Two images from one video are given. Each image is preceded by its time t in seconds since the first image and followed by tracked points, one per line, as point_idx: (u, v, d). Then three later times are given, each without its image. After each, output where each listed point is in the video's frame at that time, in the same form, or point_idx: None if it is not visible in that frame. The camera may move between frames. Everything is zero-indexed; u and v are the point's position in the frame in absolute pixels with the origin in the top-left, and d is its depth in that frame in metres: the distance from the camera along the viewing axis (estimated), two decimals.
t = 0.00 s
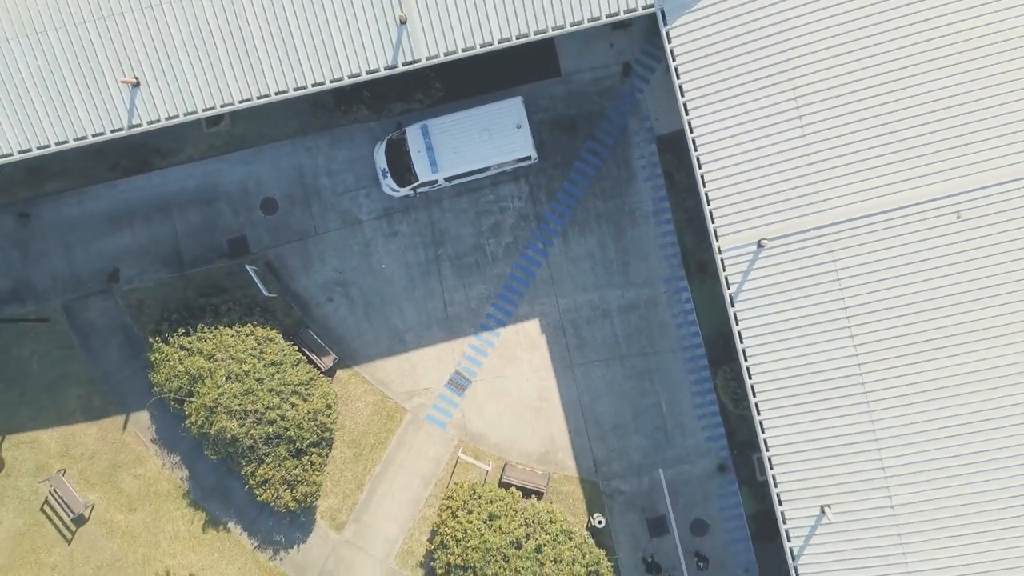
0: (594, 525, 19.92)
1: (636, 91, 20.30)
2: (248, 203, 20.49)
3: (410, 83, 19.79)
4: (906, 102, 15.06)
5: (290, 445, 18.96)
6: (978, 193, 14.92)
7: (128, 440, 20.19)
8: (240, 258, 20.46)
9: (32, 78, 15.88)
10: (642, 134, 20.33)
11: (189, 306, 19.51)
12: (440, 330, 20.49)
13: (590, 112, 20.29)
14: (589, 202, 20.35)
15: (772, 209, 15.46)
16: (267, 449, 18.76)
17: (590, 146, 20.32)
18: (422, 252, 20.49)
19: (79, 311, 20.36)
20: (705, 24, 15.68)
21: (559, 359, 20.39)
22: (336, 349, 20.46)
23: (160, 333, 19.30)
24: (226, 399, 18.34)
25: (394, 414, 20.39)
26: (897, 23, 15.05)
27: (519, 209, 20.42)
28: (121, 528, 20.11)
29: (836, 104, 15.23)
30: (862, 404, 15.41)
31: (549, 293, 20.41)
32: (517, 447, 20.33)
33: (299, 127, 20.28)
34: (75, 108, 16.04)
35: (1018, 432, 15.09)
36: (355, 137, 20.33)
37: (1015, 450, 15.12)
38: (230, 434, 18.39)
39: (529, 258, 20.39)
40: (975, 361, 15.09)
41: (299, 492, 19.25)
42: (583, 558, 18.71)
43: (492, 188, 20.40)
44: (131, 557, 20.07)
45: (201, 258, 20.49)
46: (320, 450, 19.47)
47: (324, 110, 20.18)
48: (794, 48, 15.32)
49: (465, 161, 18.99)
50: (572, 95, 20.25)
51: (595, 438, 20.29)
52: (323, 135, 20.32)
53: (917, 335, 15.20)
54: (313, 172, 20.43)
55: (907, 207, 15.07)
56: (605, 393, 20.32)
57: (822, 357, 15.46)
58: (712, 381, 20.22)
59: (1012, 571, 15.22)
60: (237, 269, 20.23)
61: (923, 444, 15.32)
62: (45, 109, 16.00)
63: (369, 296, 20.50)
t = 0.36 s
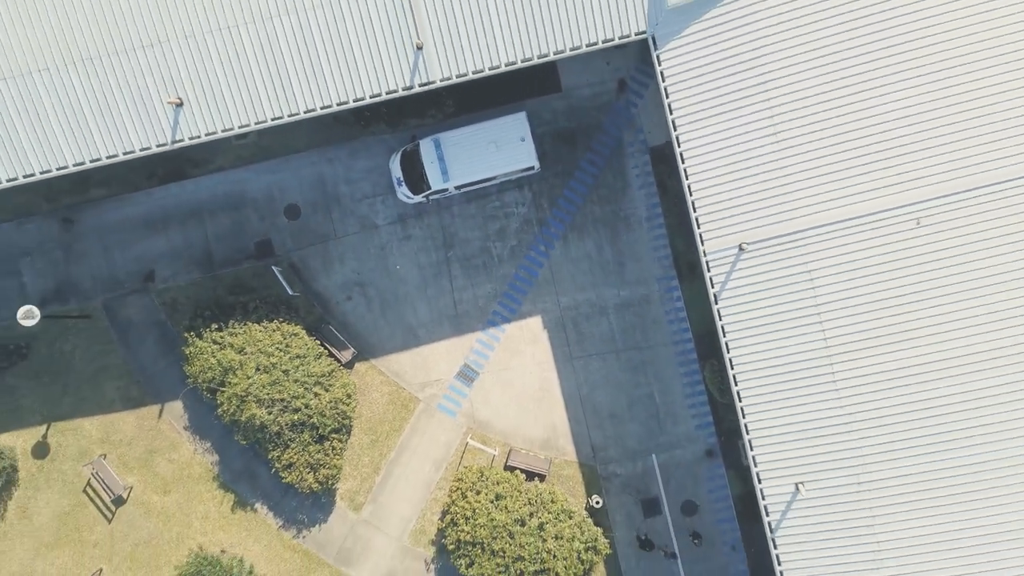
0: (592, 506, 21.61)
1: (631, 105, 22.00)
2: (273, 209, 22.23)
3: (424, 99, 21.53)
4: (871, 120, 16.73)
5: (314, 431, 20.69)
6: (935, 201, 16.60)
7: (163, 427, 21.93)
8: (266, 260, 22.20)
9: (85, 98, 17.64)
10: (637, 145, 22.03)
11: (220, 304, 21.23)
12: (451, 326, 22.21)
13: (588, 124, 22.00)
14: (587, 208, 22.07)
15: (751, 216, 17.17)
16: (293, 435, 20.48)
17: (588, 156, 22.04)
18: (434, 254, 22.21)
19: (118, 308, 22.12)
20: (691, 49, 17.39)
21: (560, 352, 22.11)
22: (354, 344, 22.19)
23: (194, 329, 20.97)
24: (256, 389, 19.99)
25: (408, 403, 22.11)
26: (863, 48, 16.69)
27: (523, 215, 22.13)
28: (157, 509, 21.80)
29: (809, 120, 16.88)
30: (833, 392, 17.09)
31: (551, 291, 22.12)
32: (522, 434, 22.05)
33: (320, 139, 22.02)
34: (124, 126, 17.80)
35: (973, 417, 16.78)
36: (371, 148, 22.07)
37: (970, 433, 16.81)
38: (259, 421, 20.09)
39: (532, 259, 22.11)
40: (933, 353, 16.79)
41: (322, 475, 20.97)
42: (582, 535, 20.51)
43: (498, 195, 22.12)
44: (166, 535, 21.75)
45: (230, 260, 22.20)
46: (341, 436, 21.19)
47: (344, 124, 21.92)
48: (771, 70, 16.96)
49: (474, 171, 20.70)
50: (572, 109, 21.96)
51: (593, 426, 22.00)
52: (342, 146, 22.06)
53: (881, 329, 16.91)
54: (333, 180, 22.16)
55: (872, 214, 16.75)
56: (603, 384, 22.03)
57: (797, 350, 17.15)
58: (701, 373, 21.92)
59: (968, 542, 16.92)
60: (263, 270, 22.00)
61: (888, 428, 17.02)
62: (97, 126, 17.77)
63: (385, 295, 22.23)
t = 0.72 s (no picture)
0: (582, 491, 23.35)
1: (619, 120, 23.69)
2: (286, 216, 23.93)
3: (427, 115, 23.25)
4: (834, 135, 18.29)
5: (325, 422, 22.41)
6: (892, 210, 18.18)
7: (185, 418, 23.66)
8: (280, 263, 23.90)
9: (118, 117, 19.33)
10: (624, 157, 23.74)
11: (238, 304, 22.93)
12: (452, 325, 23.93)
13: (579, 137, 23.70)
14: (578, 215, 23.77)
15: (724, 224, 18.87)
16: (306, 425, 22.17)
17: (579, 167, 23.74)
18: (436, 258, 23.92)
19: (143, 308, 23.83)
20: (670, 71, 18.98)
21: (553, 349, 23.82)
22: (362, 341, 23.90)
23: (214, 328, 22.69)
24: (272, 383, 21.69)
25: (412, 396, 23.84)
26: (826, 70, 18.27)
27: (519, 221, 23.84)
28: (180, 493, 23.53)
29: (777, 135, 18.46)
30: (799, 384, 18.78)
31: (545, 292, 23.84)
32: (518, 424, 23.79)
33: (330, 151, 23.72)
34: (152, 142, 19.49)
35: (928, 407, 18.41)
36: (378, 159, 23.78)
37: (925, 422, 18.43)
38: (275, 412, 21.79)
39: (527, 262, 23.82)
40: (891, 349, 18.40)
41: (333, 461, 22.69)
42: (573, 517, 22.20)
43: (495, 203, 23.83)
44: (188, 518, 23.50)
45: (246, 263, 23.90)
46: (350, 426, 22.90)
47: (353, 137, 23.62)
48: (743, 90, 18.50)
49: (473, 181, 22.39)
50: (564, 123, 23.66)
51: (584, 417, 23.73)
52: (351, 157, 23.75)
53: (844, 327, 18.52)
54: (342, 189, 23.86)
55: (835, 222, 18.34)
56: (592, 378, 23.76)
57: (767, 345, 18.85)
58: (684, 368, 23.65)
59: (922, 521, 18.57)
60: (277, 273, 23.70)
61: (850, 417, 18.67)
62: (128, 143, 19.47)
63: (390, 296, 23.96)
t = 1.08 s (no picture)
0: (573, 478, 25.13)
1: (607, 133, 25.48)
2: (298, 223, 25.72)
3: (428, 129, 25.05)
4: (800, 151, 20.09)
5: (335, 414, 24.19)
6: (852, 218, 19.99)
7: (204, 411, 25.45)
8: (292, 267, 25.69)
9: (147, 135, 21.11)
10: (612, 167, 25.54)
11: (253, 305, 24.70)
12: (452, 324, 25.72)
13: (570, 149, 25.50)
14: (570, 222, 25.57)
15: (700, 232, 20.69)
16: (316, 417, 23.93)
17: (570, 177, 25.54)
18: (437, 262, 25.72)
19: (165, 309, 25.62)
20: (650, 93, 20.76)
21: (546, 346, 25.61)
22: (368, 339, 25.68)
23: (231, 327, 24.45)
24: (285, 378, 23.41)
25: (415, 390, 25.63)
26: (793, 92, 20.07)
27: (514, 227, 25.63)
28: (199, 481, 25.28)
29: (749, 151, 20.27)
30: (769, 377, 20.54)
31: (538, 293, 25.63)
32: (513, 416, 25.58)
33: (339, 163, 25.51)
34: (178, 157, 21.28)
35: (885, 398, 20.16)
36: (383, 170, 25.57)
37: (882, 411, 20.20)
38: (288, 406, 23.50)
39: (522, 265, 25.62)
40: (851, 344, 20.19)
41: (341, 451, 24.47)
42: (564, 502, 24.00)
43: (492, 211, 25.62)
44: (206, 503, 25.26)
45: (261, 266, 25.68)
46: (357, 418, 24.68)
47: (360, 149, 25.42)
48: (716, 110, 20.32)
49: (471, 191, 24.18)
50: (556, 136, 25.46)
51: (574, 409, 25.51)
52: (358, 168, 25.54)
53: (809, 325, 20.29)
54: (349, 198, 25.66)
55: (800, 230, 20.14)
56: (583, 374, 25.54)
57: (739, 342, 20.65)
58: (668, 364, 25.45)
59: (881, 502, 20.33)
60: (290, 276, 25.50)
61: (815, 407, 20.41)
62: (157, 158, 21.28)
63: (395, 297, 25.75)
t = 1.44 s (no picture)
0: (567, 469, 26.98)
1: (599, 147, 27.33)
2: (310, 231, 27.57)
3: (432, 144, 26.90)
4: (772, 167, 21.95)
5: (346, 409, 26.05)
6: (820, 229, 21.82)
7: (223, 407, 27.32)
8: (305, 272, 27.55)
9: (172, 152, 22.72)
10: (603, 179, 27.39)
11: (269, 308, 26.56)
12: (454, 325, 27.57)
13: (564, 162, 27.35)
14: (564, 230, 27.42)
15: (682, 242, 22.53)
16: (329, 412, 25.77)
17: (564, 188, 27.39)
18: (440, 267, 27.57)
19: (187, 311, 27.48)
20: (636, 114, 22.63)
21: (542, 346, 27.47)
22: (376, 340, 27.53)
23: (249, 329, 26.29)
24: (300, 375, 25.25)
25: (420, 387, 27.49)
26: (767, 113, 21.93)
27: (512, 235, 27.49)
28: (219, 472, 27.15)
29: (726, 168, 22.13)
30: (745, 374, 22.40)
31: (535, 297, 27.48)
32: (511, 411, 27.43)
33: (348, 175, 27.36)
34: (202, 173, 22.95)
35: (851, 393, 22.00)
36: (390, 182, 27.43)
37: (849, 405, 22.02)
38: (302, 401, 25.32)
39: (520, 271, 27.48)
40: (820, 344, 22.02)
41: (352, 443, 26.32)
42: (559, 491, 25.87)
43: (492, 219, 27.47)
44: (226, 493, 27.11)
45: (276, 272, 27.53)
46: (366, 413, 26.53)
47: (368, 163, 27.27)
48: (696, 130, 22.18)
49: (472, 202, 26.02)
50: (551, 150, 27.31)
51: (568, 405, 27.37)
52: (366, 180, 27.40)
53: (781, 327, 22.13)
54: (358, 208, 27.52)
55: (773, 239, 21.97)
56: (576, 371, 27.39)
57: (718, 342, 22.52)
58: (655, 362, 27.33)
59: (848, 488, 22.15)
60: (303, 280, 27.35)
61: (787, 402, 22.24)
62: (181, 174, 22.91)
63: (401, 300, 27.60)
